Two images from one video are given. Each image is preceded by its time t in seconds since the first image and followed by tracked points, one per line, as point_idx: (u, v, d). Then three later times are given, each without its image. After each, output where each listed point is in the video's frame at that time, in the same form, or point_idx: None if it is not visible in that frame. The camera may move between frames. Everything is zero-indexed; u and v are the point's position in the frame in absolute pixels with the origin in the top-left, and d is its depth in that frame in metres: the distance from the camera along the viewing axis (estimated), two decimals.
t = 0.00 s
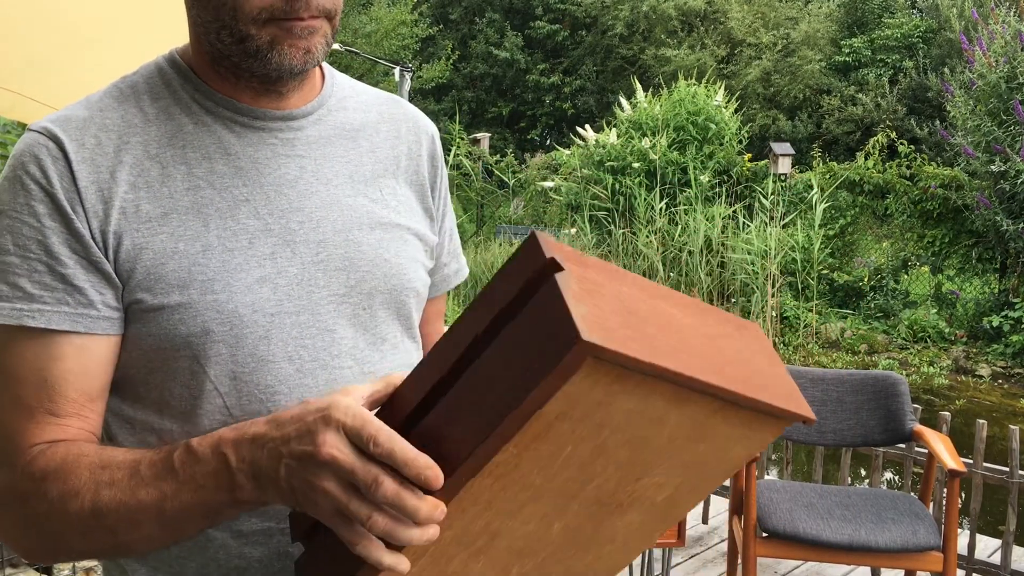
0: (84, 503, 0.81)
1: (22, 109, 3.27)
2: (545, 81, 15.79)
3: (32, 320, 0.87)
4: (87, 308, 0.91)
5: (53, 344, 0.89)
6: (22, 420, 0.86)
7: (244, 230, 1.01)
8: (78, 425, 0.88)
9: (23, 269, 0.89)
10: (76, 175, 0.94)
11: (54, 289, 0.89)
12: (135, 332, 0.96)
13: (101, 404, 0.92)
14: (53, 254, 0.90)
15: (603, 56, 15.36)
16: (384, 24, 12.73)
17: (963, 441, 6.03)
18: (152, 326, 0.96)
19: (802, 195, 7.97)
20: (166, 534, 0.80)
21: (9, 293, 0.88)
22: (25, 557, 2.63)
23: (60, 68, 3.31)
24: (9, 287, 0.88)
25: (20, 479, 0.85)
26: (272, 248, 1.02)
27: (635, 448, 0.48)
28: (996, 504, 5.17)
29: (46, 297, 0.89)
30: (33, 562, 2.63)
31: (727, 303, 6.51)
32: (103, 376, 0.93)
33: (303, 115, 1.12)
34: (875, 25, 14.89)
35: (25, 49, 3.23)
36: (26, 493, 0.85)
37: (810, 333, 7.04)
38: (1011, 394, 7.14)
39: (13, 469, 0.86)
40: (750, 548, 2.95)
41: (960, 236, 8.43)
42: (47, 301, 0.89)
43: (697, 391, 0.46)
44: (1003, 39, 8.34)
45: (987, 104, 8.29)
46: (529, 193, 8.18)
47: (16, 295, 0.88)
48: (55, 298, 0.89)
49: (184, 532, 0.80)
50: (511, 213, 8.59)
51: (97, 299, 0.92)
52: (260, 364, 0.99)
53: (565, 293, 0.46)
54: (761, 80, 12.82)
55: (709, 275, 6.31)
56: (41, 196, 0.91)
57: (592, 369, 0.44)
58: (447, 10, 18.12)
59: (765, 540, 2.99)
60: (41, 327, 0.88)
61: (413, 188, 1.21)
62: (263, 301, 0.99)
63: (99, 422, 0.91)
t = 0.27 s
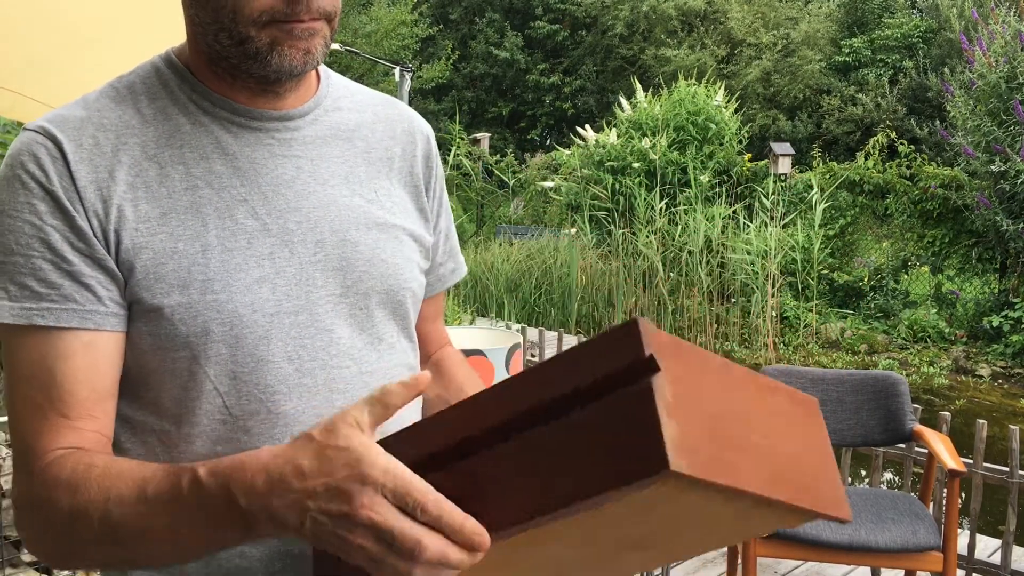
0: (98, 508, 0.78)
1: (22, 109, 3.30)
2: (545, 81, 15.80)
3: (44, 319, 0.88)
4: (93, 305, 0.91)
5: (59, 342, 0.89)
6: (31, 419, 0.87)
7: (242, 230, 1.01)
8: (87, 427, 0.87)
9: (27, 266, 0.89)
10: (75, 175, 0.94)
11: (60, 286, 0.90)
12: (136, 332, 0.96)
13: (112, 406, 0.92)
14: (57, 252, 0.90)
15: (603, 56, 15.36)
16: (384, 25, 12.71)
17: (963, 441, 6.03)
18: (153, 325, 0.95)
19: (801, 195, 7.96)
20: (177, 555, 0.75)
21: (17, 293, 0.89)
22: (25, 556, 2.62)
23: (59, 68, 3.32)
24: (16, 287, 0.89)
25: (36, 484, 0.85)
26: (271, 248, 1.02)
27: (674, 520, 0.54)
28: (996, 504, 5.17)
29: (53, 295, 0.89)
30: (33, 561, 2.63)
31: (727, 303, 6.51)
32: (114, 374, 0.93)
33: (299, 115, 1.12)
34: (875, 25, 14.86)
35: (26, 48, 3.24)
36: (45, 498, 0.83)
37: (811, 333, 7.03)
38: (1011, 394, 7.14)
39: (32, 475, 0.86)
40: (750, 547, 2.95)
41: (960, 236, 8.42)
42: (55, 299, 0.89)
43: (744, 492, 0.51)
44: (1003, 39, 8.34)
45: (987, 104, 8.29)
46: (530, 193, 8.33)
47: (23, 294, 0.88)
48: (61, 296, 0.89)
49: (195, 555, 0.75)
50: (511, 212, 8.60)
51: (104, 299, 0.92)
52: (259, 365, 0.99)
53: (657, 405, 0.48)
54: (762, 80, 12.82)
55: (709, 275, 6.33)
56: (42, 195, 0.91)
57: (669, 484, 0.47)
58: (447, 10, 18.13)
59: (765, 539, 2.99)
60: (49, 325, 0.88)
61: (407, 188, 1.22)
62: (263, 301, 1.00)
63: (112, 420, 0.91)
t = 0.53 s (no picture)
0: (97, 562, 0.77)
1: (22, 107, 3.40)
2: (545, 81, 15.80)
3: (35, 327, 0.85)
4: (89, 313, 0.88)
5: (56, 352, 0.86)
6: (26, 432, 0.84)
7: (241, 233, 0.98)
8: (83, 445, 0.87)
9: (21, 273, 0.86)
10: (73, 181, 0.90)
11: (55, 294, 0.86)
12: (133, 336, 0.93)
13: (108, 415, 0.90)
14: (52, 259, 0.87)
15: (603, 56, 15.38)
16: (384, 25, 12.69)
17: (963, 441, 6.03)
18: (149, 330, 0.93)
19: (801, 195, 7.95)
20: None
21: (9, 299, 0.85)
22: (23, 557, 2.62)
23: (57, 67, 3.43)
24: (9, 293, 0.85)
25: (34, 507, 0.83)
26: (268, 251, 0.99)
27: None
28: (996, 504, 5.17)
29: (49, 304, 0.85)
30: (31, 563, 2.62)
31: (727, 303, 6.52)
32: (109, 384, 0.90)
33: (296, 115, 1.08)
34: (875, 25, 14.86)
35: (25, 48, 3.35)
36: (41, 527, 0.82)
37: (811, 333, 7.02)
38: (1011, 394, 7.13)
39: (27, 498, 0.83)
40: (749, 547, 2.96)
41: (960, 236, 8.40)
42: (49, 306, 0.86)
43: None
44: (1003, 39, 8.33)
45: (987, 104, 8.29)
46: (530, 193, 8.41)
47: (16, 301, 0.85)
48: (57, 304, 0.86)
49: None
50: (511, 212, 8.61)
51: (100, 309, 0.90)
52: (256, 369, 0.97)
53: None
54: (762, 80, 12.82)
55: (709, 275, 6.35)
56: (37, 200, 0.87)
57: None
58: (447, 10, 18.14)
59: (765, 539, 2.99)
60: (43, 334, 0.85)
61: (400, 190, 1.19)
62: (261, 305, 0.97)
63: (104, 437, 0.90)
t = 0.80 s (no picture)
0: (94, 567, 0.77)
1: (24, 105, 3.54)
2: (545, 81, 15.80)
3: (23, 335, 0.83)
4: (80, 321, 0.86)
5: (48, 361, 0.84)
6: (17, 439, 0.83)
7: (237, 237, 0.97)
8: (74, 450, 0.86)
9: (14, 281, 0.84)
10: (67, 185, 0.88)
11: (46, 302, 0.85)
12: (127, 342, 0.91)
13: (98, 423, 0.89)
14: (44, 265, 0.85)
15: (603, 56, 15.37)
16: (383, 25, 12.66)
17: (963, 441, 6.03)
18: (146, 336, 0.91)
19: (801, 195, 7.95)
20: None
21: None
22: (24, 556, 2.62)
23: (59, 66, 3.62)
24: None
25: (25, 513, 0.82)
26: (265, 254, 0.98)
27: None
28: (996, 504, 5.17)
29: (39, 311, 0.84)
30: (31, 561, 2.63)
31: (726, 303, 6.52)
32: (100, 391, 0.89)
33: (288, 117, 1.07)
34: (875, 25, 14.85)
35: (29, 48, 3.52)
36: (35, 538, 0.81)
37: (811, 333, 7.01)
38: (1011, 394, 7.12)
39: (16, 505, 0.82)
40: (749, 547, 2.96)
41: (960, 236, 8.40)
42: (38, 314, 0.84)
43: None
44: (1003, 39, 8.32)
45: (986, 104, 8.29)
46: (529, 193, 8.40)
47: (6, 307, 0.83)
48: (47, 311, 0.84)
49: None
50: (511, 211, 8.61)
51: (93, 316, 0.88)
52: (257, 373, 0.95)
53: None
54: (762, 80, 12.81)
55: (709, 275, 6.37)
56: (30, 205, 0.85)
57: None
58: (447, 10, 18.14)
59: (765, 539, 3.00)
60: (32, 342, 0.83)
61: (387, 189, 1.18)
62: (259, 309, 0.96)
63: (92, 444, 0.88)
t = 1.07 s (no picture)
0: None
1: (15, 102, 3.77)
2: (545, 81, 15.79)
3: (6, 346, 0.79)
4: (65, 331, 0.82)
5: (29, 373, 0.80)
6: None
7: (230, 240, 0.93)
8: (48, 460, 0.82)
9: None
10: (59, 192, 0.84)
11: (31, 312, 0.80)
12: (115, 347, 0.87)
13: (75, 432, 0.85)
14: (32, 275, 0.81)
15: (603, 56, 15.37)
16: (383, 25, 12.63)
17: (963, 441, 6.02)
18: (138, 342, 0.87)
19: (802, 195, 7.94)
20: None
21: None
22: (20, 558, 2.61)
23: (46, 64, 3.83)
24: None
25: None
26: (258, 256, 0.94)
27: None
28: (996, 504, 5.17)
29: (23, 321, 0.79)
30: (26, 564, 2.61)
31: (726, 303, 6.52)
32: (76, 401, 0.85)
33: (277, 118, 1.03)
34: (875, 25, 14.85)
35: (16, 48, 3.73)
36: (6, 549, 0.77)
37: (811, 333, 7.00)
38: (1011, 393, 7.11)
39: None
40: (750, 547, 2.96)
41: (960, 236, 8.40)
42: (23, 324, 0.79)
43: None
44: (1003, 39, 8.31)
45: (986, 104, 8.30)
46: (529, 193, 8.38)
47: None
48: (33, 320, 0.80)
49: None
50: (511, 211, 8.59)
51: (80, 326, 0.84)
52: (253, 376, 0.92)
53: None
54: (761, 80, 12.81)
55: (709, 274, 6.38)
56: (19, 212, 0.80)
57: None
58: (447, 10, 18.14)
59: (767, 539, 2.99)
60: (16, 352, 0.79)
61: (371, 189, 1.16)
62: (255, 313, 0.92)
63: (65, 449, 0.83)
